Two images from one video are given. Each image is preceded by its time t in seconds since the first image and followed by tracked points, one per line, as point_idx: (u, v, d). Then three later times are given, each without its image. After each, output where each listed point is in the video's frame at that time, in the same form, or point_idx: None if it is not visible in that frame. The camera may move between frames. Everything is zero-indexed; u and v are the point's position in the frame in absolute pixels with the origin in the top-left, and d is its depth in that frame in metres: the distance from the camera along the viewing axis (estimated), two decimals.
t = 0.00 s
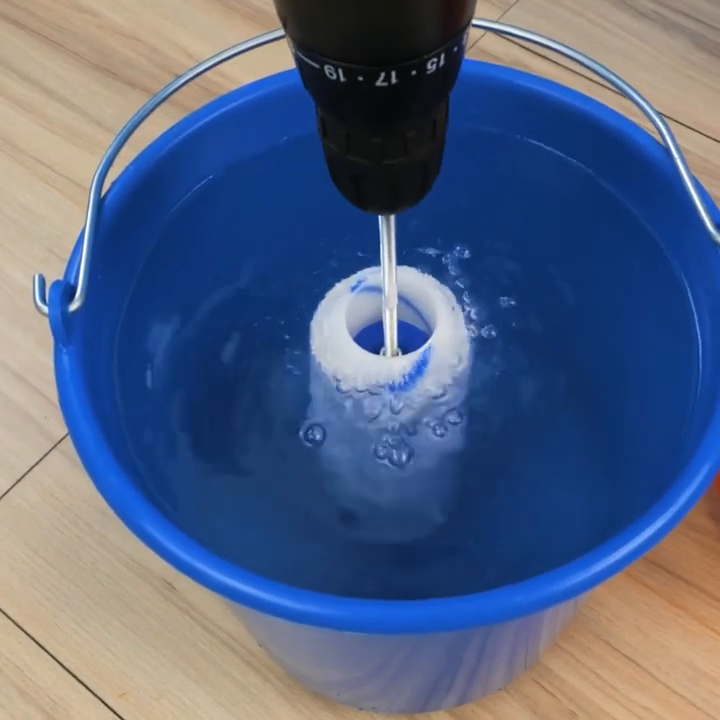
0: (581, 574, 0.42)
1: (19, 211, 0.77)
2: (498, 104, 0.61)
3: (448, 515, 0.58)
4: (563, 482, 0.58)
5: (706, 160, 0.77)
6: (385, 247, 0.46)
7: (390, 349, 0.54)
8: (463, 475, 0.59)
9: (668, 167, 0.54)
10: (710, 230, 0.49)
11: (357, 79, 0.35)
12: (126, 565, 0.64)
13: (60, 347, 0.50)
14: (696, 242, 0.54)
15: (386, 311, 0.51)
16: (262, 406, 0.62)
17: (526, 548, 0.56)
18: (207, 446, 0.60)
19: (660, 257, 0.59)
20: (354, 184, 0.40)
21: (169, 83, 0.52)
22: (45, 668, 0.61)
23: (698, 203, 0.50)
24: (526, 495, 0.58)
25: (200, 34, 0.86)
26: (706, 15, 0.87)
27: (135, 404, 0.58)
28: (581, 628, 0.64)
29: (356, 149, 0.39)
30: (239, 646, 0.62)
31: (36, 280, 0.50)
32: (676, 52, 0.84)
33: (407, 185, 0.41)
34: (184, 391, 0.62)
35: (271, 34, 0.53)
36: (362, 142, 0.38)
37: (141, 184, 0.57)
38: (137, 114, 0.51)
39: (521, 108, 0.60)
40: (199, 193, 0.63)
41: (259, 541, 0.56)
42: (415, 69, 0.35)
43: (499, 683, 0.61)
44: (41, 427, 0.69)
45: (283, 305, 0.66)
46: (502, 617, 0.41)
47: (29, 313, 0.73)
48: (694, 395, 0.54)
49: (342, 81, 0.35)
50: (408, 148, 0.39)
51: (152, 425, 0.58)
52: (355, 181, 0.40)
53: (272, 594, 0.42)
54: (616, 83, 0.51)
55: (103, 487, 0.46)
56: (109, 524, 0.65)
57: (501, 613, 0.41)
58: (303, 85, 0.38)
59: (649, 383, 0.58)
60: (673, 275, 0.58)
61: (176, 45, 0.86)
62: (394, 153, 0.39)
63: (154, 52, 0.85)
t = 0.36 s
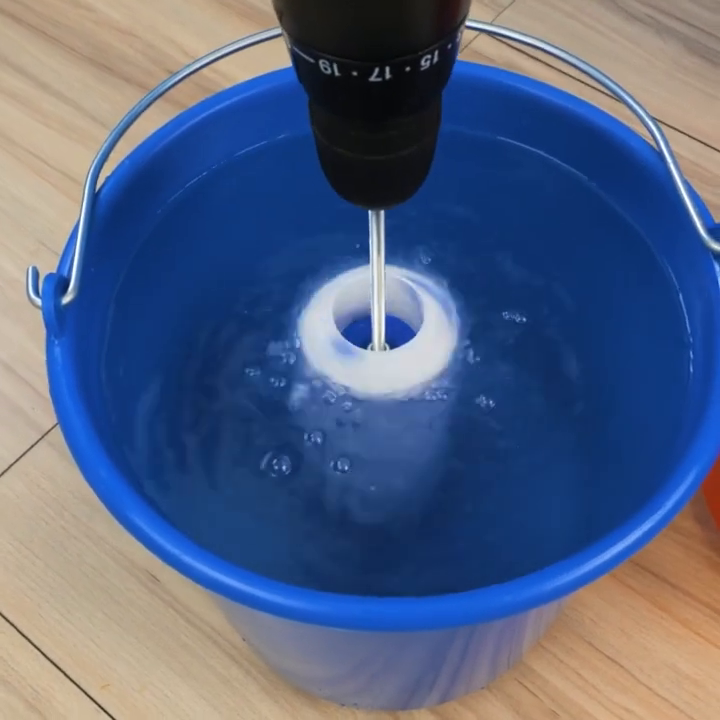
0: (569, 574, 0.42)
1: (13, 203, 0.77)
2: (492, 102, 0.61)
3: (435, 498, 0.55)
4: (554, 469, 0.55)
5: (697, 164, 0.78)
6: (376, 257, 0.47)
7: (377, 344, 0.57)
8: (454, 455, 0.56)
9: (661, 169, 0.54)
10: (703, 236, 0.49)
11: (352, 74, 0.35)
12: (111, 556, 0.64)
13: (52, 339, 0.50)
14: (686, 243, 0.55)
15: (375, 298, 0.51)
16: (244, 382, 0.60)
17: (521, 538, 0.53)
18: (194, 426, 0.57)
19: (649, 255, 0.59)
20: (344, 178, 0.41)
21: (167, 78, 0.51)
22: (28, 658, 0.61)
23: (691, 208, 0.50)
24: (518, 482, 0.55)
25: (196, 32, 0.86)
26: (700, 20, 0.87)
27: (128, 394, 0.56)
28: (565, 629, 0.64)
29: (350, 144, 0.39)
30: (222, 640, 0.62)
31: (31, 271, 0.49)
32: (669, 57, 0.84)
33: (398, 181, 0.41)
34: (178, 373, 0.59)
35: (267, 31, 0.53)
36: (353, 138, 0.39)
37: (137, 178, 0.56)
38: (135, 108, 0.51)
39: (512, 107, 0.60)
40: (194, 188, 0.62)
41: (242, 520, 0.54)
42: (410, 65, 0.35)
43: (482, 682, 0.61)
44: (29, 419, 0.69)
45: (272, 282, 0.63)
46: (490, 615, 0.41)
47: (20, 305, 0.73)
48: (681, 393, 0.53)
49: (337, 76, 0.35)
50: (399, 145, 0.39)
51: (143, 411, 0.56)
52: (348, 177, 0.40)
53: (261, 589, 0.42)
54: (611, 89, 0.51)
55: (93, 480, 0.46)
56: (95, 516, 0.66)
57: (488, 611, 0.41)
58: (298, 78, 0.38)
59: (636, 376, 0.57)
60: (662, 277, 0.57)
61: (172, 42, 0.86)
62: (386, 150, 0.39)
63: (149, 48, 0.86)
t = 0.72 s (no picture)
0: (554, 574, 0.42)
1: (8, 195, 0.78)
2: (477, 115, 0.61)
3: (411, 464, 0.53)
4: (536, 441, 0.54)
5: (688, 167, 0.78)
6: (364, 248, 0.47)
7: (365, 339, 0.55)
8: (434, 425, 0.54)
9: (649, 175, 0.54)
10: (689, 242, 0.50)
11: (335, 69, 0.36)
12: (99, 546, 0.65)
13: (41, 334, 0.50)
14: (672, 243, 0.55)
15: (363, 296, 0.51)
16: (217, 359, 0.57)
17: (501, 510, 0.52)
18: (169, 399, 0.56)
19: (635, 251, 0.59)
20: (330, 172, 0.41)
21: (161, 78, 0.52)
22: (14, 647, 0.62)
23: (679, 214, 0.50)
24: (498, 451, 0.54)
25: (193, 30, 0.87)
26: (694, 26, 0.87)
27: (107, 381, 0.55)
28: (550, 626, 0.64)
29: (335, 138, 0.39)
30: (209, 632, 0.62)
31: (21, 266, 0.49)
32: (662, 60, 0.85)
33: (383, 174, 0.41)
34: (154, 353, 0.57)
35: (262, 33, 0.53)
36: (338, 132, 0.39)
37: (130, 177, 0.56)
38: (128, 107, 0.51)
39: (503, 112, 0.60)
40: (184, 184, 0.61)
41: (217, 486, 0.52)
42: (392, 61, 0.35)
43: (466, 678, 0.61)
44: (20, 410, 0.70)
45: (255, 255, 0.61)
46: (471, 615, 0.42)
47: (13, 297, 0.74)
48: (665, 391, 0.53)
49: (320, 70, 0.36)
50: (385, 141, 0.39)
51: (118, 392, 0.55)
52: (334, 171, 0.41)
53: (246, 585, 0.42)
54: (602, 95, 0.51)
55: (80, 476, 0.46)
56: (83, 507, 0.66)
57: (469, 611, 0.42)
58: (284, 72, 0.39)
59: (613, 360, 0.56)
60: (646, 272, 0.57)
61: (169, 39, 0.86)
62: (370, 143, 0.39)
63: (146, 44, 0.86)
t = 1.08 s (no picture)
0: (538, 573, 0.43)
1: (4, 191, 0.78)
2: (468, 114, 0.62)
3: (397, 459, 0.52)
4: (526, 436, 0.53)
5: (680, 169, 0.79)
6: (355, 244, 0.48)
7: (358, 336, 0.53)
8: (424, 405, 0.53)
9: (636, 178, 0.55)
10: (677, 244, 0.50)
11: (331, 71, 0.36)
12: (89, 539, 0.65)
13: (34, 330, 0.50)
14: (661, 249, 0.55)
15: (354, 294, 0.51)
16: (205, 339, 0.57)
17: (490, 504, 0.51)
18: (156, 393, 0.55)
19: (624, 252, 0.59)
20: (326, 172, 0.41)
21: (155, 77, 0.52)
22: (5, 638, 0.62)
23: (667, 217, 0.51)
24: (489, 446, 0.53)
25: (191, 30, 0.88)
26: (688, 29, 0.88)
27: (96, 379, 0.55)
28: (538, 624, 0.65)
29: (330, 139, 0.39)
30: (198, 626, 0.63)
31: (15, 264, 0.50)
32: (655, 63, 0.86)
33: (380, 174, 0.41)
34: (141, 346, 0.57)
35: (257, 33, 0.53)
36: (334, 133, 0.39)
37: (124, 175, 0.57)
38: (123, 106, 0.52)
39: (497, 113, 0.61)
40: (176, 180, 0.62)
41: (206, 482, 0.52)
42: (388, 64, 0.36)
43: (454, 675, 0.62)
44: (13, 403, 0.70)
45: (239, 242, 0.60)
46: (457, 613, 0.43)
47: (7, 292, 0.74)
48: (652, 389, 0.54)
49: (317, 73, 0.36)
50: (379, 142, 0.39)
51: (107, 390, 0.55)
52: (330, 171, 0.41)
53: (234, 581, 0.43)
54: (594, 99, 0.51)
55: (69, 469, 0.47)
56: (75, 500, 0.67)
57: (455, 608, 0.42)
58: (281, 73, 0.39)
59: (602, 360, 0.56)
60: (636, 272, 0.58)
61: (166, 38, 0.87)
62: (366, 144, 0.39)
63: (142, 43, 0.87)
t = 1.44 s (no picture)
0: (530, 571, 0.43)
1: (2, 189, 0.79)
2: (463, 111, 0.62)
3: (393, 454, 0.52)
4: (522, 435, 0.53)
5: (675, 172, 0.79)
6: (347, 240, 0.48)
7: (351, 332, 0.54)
8: (415, 404, 0.53)
9: (631, 179, 0.56)
10: (670, 245, 0.51)
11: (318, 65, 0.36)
12: (85, 535, 0.66)
13: (29, 326, 0.51)
14: (657, 252, 0.56)
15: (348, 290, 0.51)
16: (197, 334, 0.56)
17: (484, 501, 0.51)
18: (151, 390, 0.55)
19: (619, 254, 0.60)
20: (314, 166, 0.42)
21: (152, 76, 0.52)
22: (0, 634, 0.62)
23: (659, 218, 0.52)
24: (486, 443, 0.53)
25: (189, 31, 0.88)
26: (684, 33, 0.88)
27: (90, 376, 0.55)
28: (531, 623, 0.65)
29: (319, 133, 0.40)
30: (193, 623, 0.63)
31: (10, 260, 0.50)
32: (651, 66, 0.86)
33: (368, 168, 0.42)
34: (136, 342, 0.56)
35: (251, 33, 0.54)
36: (323, 127, 0.40)
37: (121, 173, 0.57)
38: (120, 104, 0.52)
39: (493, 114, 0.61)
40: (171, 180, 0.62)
41: (200, 476, 0.52)
42: (375, 59, 0.36)
43: (447, 673, 0.62)
44: (10, 400, 0.70)
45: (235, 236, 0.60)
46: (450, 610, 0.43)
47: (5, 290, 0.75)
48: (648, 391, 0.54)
49: (304, 68, 0.37)
50: (368, 137, 0.40)
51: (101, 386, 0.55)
52: (319, 166, 0.42)
53: (227, 576, 0.43)
54: (588, 100, 0.52)
55: (65, 465, 0.47)
56: (71, 497, 0.67)
57: (447, 605, 0.43)
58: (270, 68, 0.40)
59: (596, 358, 0.56)
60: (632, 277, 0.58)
61: (164, 39, 0.87)
62: (353, 139, 0.40)
63: (141, 42, 0.87)
